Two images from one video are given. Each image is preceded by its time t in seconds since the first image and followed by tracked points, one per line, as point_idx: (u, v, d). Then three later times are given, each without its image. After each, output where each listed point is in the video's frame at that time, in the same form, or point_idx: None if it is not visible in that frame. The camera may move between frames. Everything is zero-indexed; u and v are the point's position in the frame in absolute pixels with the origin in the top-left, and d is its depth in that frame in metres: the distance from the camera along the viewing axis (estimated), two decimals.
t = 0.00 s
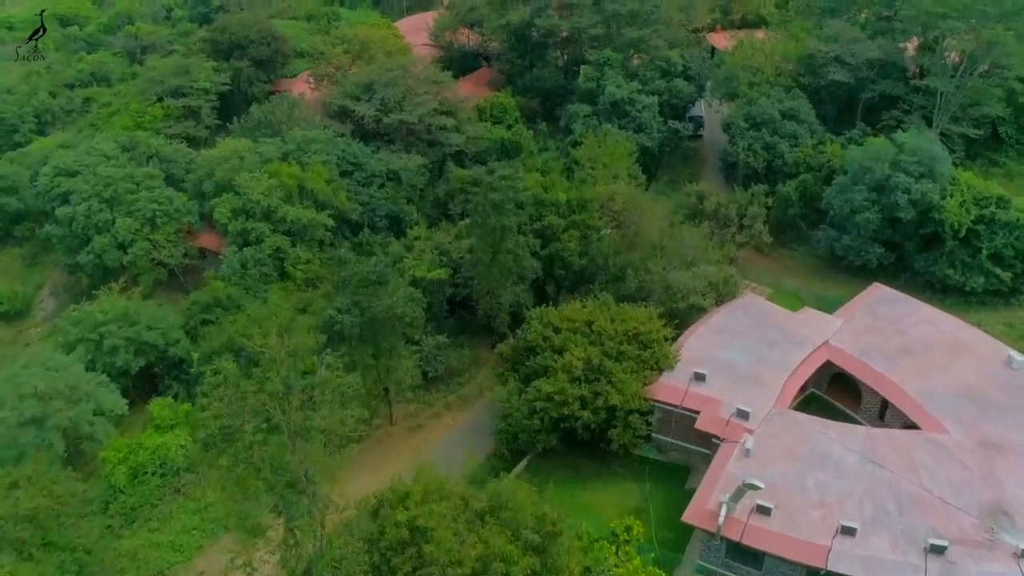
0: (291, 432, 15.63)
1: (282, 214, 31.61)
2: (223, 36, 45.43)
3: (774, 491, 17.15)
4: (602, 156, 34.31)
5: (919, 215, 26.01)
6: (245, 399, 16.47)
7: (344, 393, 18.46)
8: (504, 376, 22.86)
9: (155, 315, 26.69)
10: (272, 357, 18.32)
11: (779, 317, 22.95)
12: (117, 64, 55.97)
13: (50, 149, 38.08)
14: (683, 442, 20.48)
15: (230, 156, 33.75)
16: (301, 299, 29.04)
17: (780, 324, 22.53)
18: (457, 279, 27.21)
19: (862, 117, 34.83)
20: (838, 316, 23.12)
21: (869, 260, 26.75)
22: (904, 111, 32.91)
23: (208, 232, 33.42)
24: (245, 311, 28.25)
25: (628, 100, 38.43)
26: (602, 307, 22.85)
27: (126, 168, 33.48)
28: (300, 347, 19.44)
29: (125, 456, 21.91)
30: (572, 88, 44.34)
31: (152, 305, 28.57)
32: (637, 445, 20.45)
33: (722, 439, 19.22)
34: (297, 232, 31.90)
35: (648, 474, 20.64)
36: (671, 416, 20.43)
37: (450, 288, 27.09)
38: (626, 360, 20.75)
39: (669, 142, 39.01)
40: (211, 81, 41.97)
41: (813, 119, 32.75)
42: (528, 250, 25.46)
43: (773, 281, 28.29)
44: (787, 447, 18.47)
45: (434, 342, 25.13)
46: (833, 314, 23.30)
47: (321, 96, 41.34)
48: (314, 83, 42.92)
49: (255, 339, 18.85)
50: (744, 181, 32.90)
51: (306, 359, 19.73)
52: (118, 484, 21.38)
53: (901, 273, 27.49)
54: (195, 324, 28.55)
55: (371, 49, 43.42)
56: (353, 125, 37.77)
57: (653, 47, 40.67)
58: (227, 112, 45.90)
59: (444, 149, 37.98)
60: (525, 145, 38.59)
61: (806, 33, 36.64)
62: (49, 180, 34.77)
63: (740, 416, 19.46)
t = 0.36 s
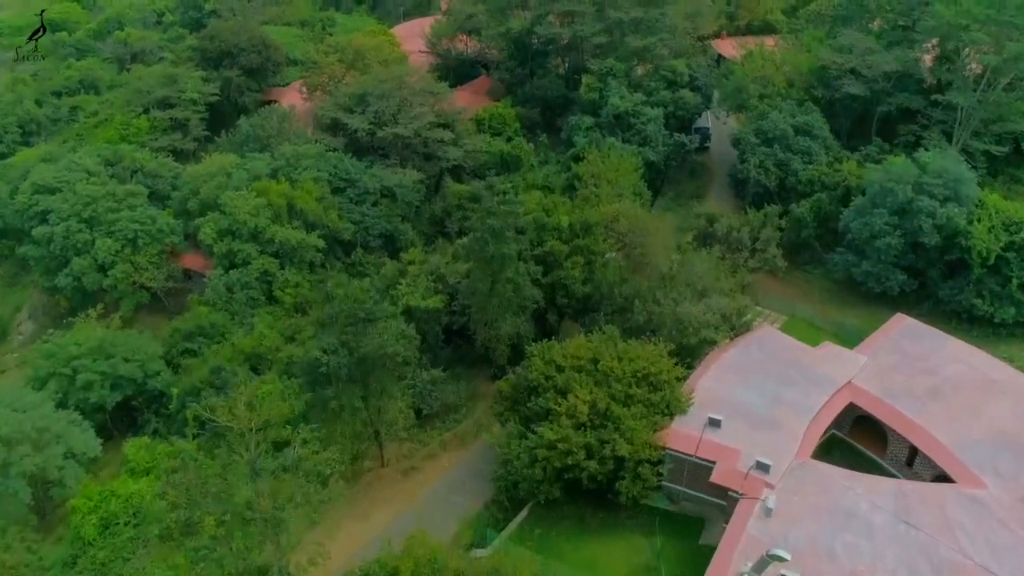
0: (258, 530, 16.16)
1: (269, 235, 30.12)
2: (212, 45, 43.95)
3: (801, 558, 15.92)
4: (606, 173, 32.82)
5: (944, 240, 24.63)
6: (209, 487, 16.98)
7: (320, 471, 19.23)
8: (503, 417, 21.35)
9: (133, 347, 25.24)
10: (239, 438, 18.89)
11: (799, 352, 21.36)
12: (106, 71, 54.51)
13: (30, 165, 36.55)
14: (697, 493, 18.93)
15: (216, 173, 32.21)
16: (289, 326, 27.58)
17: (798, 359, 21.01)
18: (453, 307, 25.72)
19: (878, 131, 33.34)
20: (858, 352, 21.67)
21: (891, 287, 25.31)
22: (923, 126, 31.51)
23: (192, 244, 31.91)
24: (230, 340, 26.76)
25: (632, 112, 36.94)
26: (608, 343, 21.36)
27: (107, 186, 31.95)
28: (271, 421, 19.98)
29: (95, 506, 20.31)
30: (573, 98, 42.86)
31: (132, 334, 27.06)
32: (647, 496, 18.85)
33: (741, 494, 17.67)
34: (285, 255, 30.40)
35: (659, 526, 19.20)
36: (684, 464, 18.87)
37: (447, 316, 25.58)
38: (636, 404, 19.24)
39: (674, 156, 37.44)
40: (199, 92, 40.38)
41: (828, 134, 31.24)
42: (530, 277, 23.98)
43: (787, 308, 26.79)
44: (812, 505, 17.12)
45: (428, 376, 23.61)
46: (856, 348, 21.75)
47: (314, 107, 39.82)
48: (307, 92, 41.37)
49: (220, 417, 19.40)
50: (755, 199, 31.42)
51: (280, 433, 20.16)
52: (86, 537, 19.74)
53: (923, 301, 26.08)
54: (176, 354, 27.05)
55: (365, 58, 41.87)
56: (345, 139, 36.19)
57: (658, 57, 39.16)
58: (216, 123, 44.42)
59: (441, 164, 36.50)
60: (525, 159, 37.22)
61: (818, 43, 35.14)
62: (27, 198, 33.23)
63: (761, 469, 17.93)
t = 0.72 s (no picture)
0: None
1: (257, 257, 28.66)
2: (202, 53, 42.50)
3: None
4: (610, 190, 31.37)
5: (972, 267, 23.43)
6: None
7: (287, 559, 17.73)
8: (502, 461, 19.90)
9: (110, 380, 23.87)
10: (203, 537, 18.05)
11: (820, 392, 19.96)
12: (94, 78, 53.12)
13: (10, 180, 35.09)
14: (714, 549, 17.66)
15: (201, 192, 30.71)
16: (277, 356, 26.21)
17: (820, 400, 19.63)
18: (449, 337, 24.26)
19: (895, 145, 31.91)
20: (883, 389, 20.31)
21: (916, 317, 24.02)
22: (943, 142, 30.19)
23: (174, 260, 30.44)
24: (213, 371, 25.34)
25: (637, 124, 35.47)
26: (616, 382, 19.94)
27: (87, 204, 30.49)
28: (237, 508, 18.97)
29: (62, 560, 18.77)
30: (575, 108, 41.39)
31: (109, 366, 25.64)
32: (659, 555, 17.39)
33: (763, 557, 16.48)
34: (274, 278, 28.96)
35: None
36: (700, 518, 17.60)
37: (443, 347, 24.10)
38: (646, 454, 17.85)
39: (680, 170, 35.92)
40: (186, 103, 38.85)
41: (844, 149, 29.82)
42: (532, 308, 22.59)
43: (803, 336, 25.37)
44: (840, 573, 16.01)
45: (423, 414, 22.20)
46: (880, 387, 20.35)
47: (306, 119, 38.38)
48: (299, 102, 39.91)
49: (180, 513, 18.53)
50: (765, 218, 29.95)
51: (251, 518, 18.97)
52: None
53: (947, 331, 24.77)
54: (157, 387, 25.64)
55: (359, 67, 40.39)
56: (338, 153, 34.69)
57: (663, 66, 37.71)
58: (206, 134, 42.99)
59: (437, 178, 35.04)
60: (526, 174, 35.44)
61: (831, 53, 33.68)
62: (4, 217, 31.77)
63: (784, 528, 16.70)
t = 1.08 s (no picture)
0: None
1: (241, 281, 27.12)
2: (189, 62, 40.96)
3: None
4: (614, 209, 29.87)
5: (1004, 298, 22.13)
6: None
7: None
8: (501, 514, 18.33)
9: (81, 420, 22.55)
10: None
11: (846, 443, 18.59)
12: (82, 86, 51.69)
13: None
14: None
15: (184, 212, 29.18)
16: (262, 390, 24.79)
17: (846, 454, 18.26)
18: (445, 371, 22.91)
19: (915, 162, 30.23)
20: (912, 437, 18.93)
21: (944, 352, 22.60)
22: (965, 159, 28.59)
23: (158, 286, 28.92)
24: (194, 406, 23.87)
25: (643, 138, 33.91)
26: (624, 428, 18.50)
27: (65, 225, 28.95)
28: None
29: None
30: (577, 119, 39.86)
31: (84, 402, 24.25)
32: None
33: None
34: (260, 304, 27.44)
35: None
36: None
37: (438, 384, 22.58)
38: (659, 514, 16.40)
39: (688, 187, 34.29)
40: (172, 115, 37.30)
41: (863, 167, 28.28)
42: (535, 344, 21.09)
43: (820, 368, 23.92)
44: None
45: (417, 458, 20.86)
46: (911, 436, 18.93)
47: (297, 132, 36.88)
48: (291, 114, 38.40)
49: None
50: (778, 240, 28.51)
51: None
52: None
53: (976, 365, 23.28)
54: (134, 424, 24.14)
55: (353, 78, 38.86)
56: (330, 168, 33.14)
57: (669, 77, 36.18)
58: (194, 147, 41.54)
59: (434, 195, 33.51)
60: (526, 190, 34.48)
61: (846, 65, 32.14)
62: None
63: None
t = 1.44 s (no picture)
0: None
1: (225, 309, 25.64)
2: (177, 71, 39.46)
3: None
4: (619, 230, 28.50)
5: None
6: None
7: None
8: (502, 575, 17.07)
9: (49, 464, 21.46)
10: None
11: (877, 495, 17.09)
12: (69, 94, 50.24)
13: None
14: None
15: (167, 234, 27.72)
16: (246, 427, 23.67)
17: (878, 507, 16.76)
18: (442, 410, 21.38)
19: (935, 179, 28.79)
20: (946, 488, 17.53)
21: (976, 390, 21.25)
22: (991, 177, 27.07)
23: (143, 320, 27.38)
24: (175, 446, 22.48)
25: (649, 153, 32.43)
26: (634, 482, 17.14)
27: (41, 248, 27.50)
28: None
29: None
30: (579, 130, 38.41)
31: (57, 441, 22.98)
32: None
33: None
34: (246, 333, 25.95)
35: None
36: None
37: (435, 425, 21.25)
38: None
39: (696, 204, 32.84)
40: (158, 128, 35.81)
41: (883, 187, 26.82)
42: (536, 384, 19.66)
43: (841, 404, 22.51)
44: None
45: (410, 507, 19.61)
46: (945, 489, 17.50)
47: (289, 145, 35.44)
48: (282, 126, 36.97)
49: None
50: (792, 263, 27.08)
51: None
52: None
53: (1008, 404, 21.92)
54: (110, 464, 22.68)
55: (346, 88, 37.35)
56: (321, 185, 31.66)
57: (675, 88, 34.71)
58: (183, 160, 40.31)
59: (430, 213, 32.05)
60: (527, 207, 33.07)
61: (861, 77, 30.72)
62: None
63: None
